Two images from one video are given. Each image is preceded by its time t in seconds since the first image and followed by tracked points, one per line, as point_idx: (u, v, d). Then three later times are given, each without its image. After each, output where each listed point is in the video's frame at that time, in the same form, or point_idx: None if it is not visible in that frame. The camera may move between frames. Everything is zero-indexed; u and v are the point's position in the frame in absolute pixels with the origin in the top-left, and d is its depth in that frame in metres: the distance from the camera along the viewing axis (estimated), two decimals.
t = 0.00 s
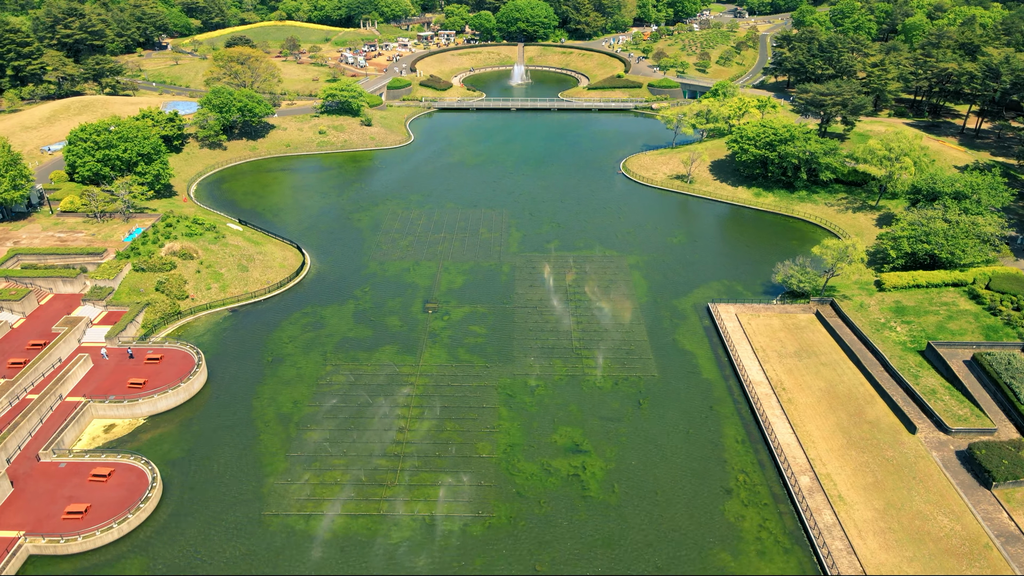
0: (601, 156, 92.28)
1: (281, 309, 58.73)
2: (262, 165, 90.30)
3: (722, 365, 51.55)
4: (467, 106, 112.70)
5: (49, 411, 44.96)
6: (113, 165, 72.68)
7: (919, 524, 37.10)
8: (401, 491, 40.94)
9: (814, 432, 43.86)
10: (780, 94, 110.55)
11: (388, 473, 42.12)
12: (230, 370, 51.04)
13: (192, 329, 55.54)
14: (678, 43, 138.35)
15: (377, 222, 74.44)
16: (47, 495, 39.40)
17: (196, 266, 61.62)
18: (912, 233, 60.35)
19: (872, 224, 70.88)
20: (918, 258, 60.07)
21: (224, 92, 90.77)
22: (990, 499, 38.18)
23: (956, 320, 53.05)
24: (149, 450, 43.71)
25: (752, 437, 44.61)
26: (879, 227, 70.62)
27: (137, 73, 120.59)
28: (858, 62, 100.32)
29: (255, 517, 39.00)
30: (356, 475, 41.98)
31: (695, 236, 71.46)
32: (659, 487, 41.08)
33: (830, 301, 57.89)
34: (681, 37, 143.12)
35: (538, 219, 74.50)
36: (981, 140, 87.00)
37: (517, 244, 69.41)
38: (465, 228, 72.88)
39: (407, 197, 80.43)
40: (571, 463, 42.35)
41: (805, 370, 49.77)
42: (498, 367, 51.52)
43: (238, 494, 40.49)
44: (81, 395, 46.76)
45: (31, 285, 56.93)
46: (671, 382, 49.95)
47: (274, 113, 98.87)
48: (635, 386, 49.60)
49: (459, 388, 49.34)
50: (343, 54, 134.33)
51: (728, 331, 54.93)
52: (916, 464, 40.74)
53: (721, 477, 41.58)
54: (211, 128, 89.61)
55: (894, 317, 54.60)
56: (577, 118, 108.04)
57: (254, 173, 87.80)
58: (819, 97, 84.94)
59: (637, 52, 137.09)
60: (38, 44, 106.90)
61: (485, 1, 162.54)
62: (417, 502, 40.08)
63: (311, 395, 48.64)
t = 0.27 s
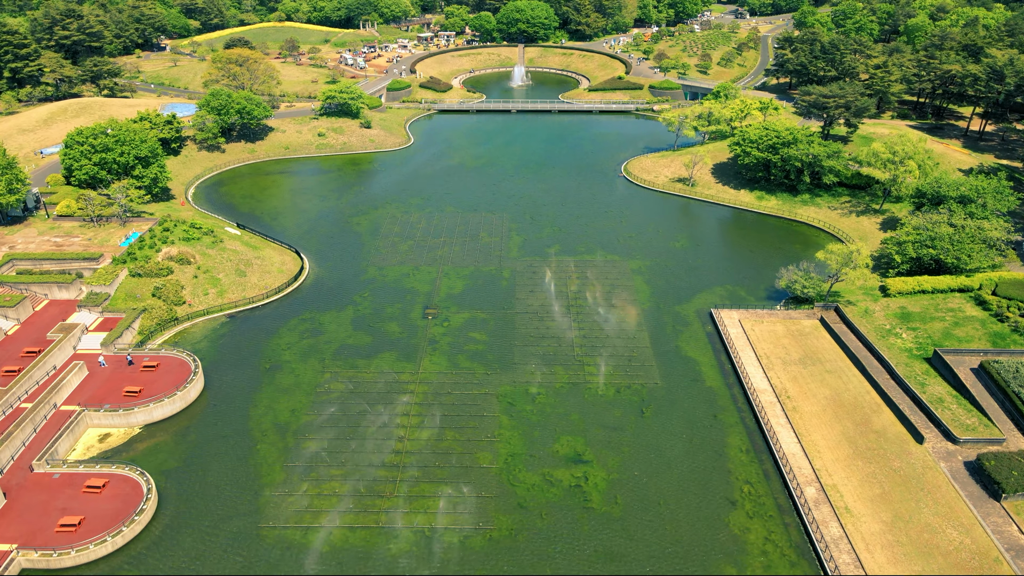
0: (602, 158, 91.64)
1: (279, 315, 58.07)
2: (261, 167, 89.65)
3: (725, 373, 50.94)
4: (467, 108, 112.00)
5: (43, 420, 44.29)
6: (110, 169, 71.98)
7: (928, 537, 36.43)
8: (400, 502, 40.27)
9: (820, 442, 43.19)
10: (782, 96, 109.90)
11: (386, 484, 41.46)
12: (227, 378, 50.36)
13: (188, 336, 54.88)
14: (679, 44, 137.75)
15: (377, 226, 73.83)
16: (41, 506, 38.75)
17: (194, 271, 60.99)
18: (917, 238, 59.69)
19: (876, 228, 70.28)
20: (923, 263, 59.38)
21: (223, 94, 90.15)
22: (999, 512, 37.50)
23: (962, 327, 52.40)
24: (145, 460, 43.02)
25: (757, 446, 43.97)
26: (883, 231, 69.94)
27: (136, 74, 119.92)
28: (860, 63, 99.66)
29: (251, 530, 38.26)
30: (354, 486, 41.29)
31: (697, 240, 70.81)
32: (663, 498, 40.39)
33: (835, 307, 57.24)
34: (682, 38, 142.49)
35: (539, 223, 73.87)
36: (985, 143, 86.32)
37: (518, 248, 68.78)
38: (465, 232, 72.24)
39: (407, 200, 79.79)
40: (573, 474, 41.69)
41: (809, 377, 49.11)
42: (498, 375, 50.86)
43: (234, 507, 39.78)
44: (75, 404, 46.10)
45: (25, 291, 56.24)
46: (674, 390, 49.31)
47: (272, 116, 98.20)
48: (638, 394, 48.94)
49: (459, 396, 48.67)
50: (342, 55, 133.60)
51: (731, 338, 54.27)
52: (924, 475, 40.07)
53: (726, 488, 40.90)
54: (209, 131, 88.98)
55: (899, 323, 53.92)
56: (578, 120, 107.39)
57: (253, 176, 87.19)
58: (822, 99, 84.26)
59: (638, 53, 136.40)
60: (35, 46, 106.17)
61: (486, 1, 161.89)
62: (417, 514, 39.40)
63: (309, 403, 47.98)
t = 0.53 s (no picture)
0: (603, 161, 90.83)
1: (277, 321, 57.27)
2: (260, 170, 88.82)
3: (730, 381, 50.15)
4: (467, 110, 111.20)
5: (35, 431, 43.49)
6: (106, 172, 71.17)
7: (939, 552, 35.64)
8: (399, 515, 39.47)
9: (827, 453, 42.41)
10: (784, 98, 109.14)
11: (385, 497, 40.67)
12: (223, 387, 49.56)
13: (184, 344, 54.09)
14: (680, 46, 137.02)
15: (376, 230, 73.02)
16: (32, 520, 37.93)
17: (190, 276, 60.16)
18: (923, 243, 58.89)
19: (881, 233, 69.49)
20: (930, 268, 58.59)
21: (220, 96, 89.36)
22: (1011, 526, 36.71)
23: (970, 334, 51.63)
24: (139, 472, 42.21)
25: (762, 457, 43.17)
26: (888, 235, 69.16)
27: (133, 76, 119.15)
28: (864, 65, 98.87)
29: (247, 545, 37.44)
30: (353, 499, 40.50)
31: (700, 245, 70.01)
32: (667, 511, 39.59)
33: (840, 313, 56.48)
34: (683, 39, 141.77)
35: (540, 227, 73.07)
36: (989, 145, 85.54)
37: (519, 253, 67.99)
38: (466, 236, 71.46)
39: (406, 204, 78.97)
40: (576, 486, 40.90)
41: (815, 386, 48.33)
42: (499, 383, 50.08)
43: (230, 520, 38.95)
44: (69, 415, 45.29)
45: (19, 298, 55.45)
46: (677, 399, 48.52)
47: (271, 118, 97.39)
48: (641, 403, 48.14)
49: (459, 405, 47.90)
50: (341, 56, 132.70)
51: (735, 345, 53.50)
52: (933, 488, 39.28)
53: (731, 501, 40.12)
54: (207, 133, 88.20)
55: (906, 330, 53.15)
56: (578, 122, 106.59)
57: (252, 179, 86.38)
58: (826, 101, 83.39)
59: (638, 54, 135.62)
60: (31, 47, 105.37)
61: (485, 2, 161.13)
62: (416, 528, 38.61)
63: (306, 412, 47.19)
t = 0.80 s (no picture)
0: (605, 164, 89.91)
1: (274, 330, 56.34)
2: (258, 174, 87.91)
3: (735, 391, 49.22)
4: (467, 112, 110.25)
5: (26, 444, 42.59)
6: (102, 177, 70.24)
7: (952, 571, 34.71)
8: (398, 532, 38.55)
9: (835, 467, 41.48)
10: (787, 100, 108.18)
11: (384, 511, 39.76)
12: (219, 397, 48.65)
13: (180, 352, 53.16)
14: (682, 47, 136.15)
15: (375, 235, 72.09)
16: (22, 537, 36.99)
17: (186, 283, 59.25)
18: (931, 249, 57.95)
19: (887, 238, 68.60)
20: (937, 275, 57.65)
21: (218, 99, 88.50)
22: None
23: (979, 343, 50.71)
24: (132, 486, 41.30)
25: (770, 470, 42.24)
26: (894, 241, 68.23)
27: (131, 78, 118.27)
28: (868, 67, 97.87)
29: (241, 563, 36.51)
30: (351, 514, 39.59)
31: (703, 251, 69.09)
32: (673, 527, 38.65)
33: (847, 321, 55.56)
34: (684, 40, 140.87)
35: (542, 232, 72.14)
36: (995, 149, 84.59)
37: (520, 258, 67.05)
38: (466, 241, 70.54)
39: (406, 208, 78.01)
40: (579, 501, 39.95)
41: (823, 396, 47.39)
42: (500, 394, 49.17)
43: (224, 537, 38.02)
44: (61, 426, 44.39)
45: (12, 306, 54.54)
46: (682, 410, 47.61)
47: (269, 120, 96.46)
48: (645, 414, 47.21)
49: (459, 416, 46.98)
50: (340, 58, 131.77)
51: (740, 354, 52.57)
52: (946, 503, 38.37)
53: (738, 516, 39.19)
54: (204, 136, 87.27)
55: (914, 339, 52.24)
56: (580, 125, 105.68)
57: (250, 182, 85.48)
58: (830, 104, 82.49)
59: (640, 56, 134.72)
60: (28, 49, 104.43)
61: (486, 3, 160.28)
62: (416, 545, 37.69)
63: (303, 424, 46.27)
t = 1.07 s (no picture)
0: (607, 168, 88.89)
1: (272, 338, 55.32)
2: (256, 177, 86.90)
3: (741, 403, 48.21)
4: (467, 115, 109.22)
5: (16, 458, 41.56)
6: (97, 181, 69.20)
7: None
8: (397, 550, 37.54)
9: (846, 482, 40.44)
10: (790, 102, 107.19)
11: (383, 529, 38.74)
12: (215, 408, 47.64)
13: (175, 362, 52.13)
14: (683, 49, 135.19)
15: (374, 241, 71.09)
16: (10, 556, 35.94)
17: (182, 290, 58.22)
18: (940, 255, 56.91)
19: (894, 243, 67.62)
20: (947, 283, 56.64)
21: (215, 102, 87.54)
22: None
23: (991, 353, 49.73)
24: (124, 501, 40.27)
25: (778, 485, 41.21)
26: (901, 246, 67.24)
27: (128, 80, 117.23)
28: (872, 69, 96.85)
29: None
30: (348, 531, 38.57)
31: (708, 257, 68.09)
32: (679, 545, 37.62)
33: (855, 329, 54.55)
34: (686, 42, 139.97)
35: (543, 237, 71.15)
36: (1002, 152, 83.58)
37: (521, 264, 66.03)
38: (466, 247, 69.51)
39: (405, 212, 77.01)
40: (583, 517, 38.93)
41: (832, 408, 46.37)
42: (501, 405, 48.11)
43: (219, 555, 37.01)
44: (52, 440, 43.35)
45: (4, 314, 53.53)
46: (687, 421, 46.58)
47: (267, 123, 95.43)
48: (650, 426, 46.17)
49: (460, 428, 45.96)
50: (339, 59, 130.71)
51: (747, 364, 51.54)
52: (960, 521, 37.35)
53: (746, 534, 38.18)
54: (202, 140, 86.25)
55: (924, 348, 51.23)
56: (581, 127, 104.68)
57: (248, 186, 84.48)
58: (835, 107, 81.56)
59: (641, 57, 133.74)
60: (23, 51, 103.38)
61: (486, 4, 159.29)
62: (415, 564, 36.68)
63: (301, 436, 45.25)
